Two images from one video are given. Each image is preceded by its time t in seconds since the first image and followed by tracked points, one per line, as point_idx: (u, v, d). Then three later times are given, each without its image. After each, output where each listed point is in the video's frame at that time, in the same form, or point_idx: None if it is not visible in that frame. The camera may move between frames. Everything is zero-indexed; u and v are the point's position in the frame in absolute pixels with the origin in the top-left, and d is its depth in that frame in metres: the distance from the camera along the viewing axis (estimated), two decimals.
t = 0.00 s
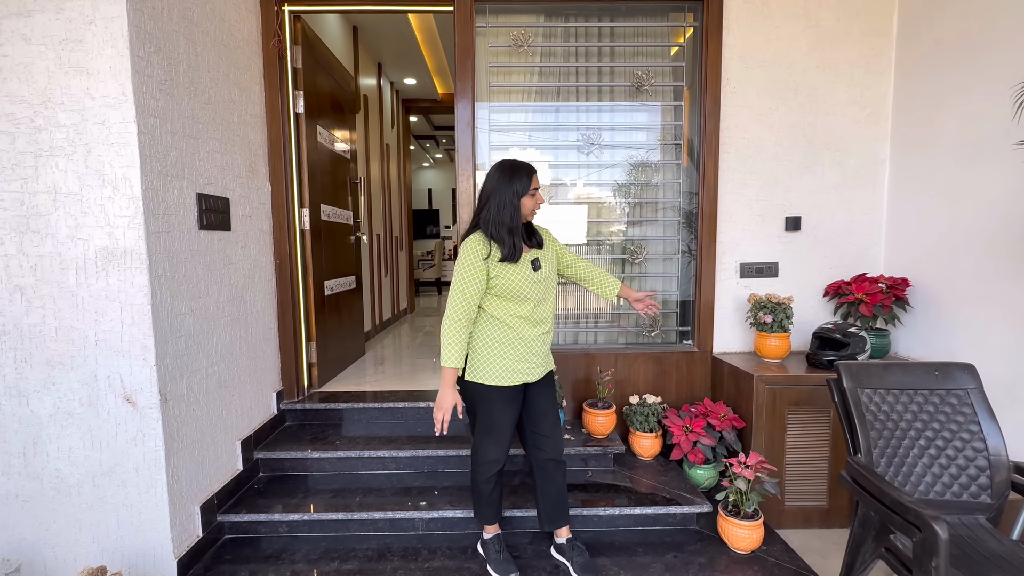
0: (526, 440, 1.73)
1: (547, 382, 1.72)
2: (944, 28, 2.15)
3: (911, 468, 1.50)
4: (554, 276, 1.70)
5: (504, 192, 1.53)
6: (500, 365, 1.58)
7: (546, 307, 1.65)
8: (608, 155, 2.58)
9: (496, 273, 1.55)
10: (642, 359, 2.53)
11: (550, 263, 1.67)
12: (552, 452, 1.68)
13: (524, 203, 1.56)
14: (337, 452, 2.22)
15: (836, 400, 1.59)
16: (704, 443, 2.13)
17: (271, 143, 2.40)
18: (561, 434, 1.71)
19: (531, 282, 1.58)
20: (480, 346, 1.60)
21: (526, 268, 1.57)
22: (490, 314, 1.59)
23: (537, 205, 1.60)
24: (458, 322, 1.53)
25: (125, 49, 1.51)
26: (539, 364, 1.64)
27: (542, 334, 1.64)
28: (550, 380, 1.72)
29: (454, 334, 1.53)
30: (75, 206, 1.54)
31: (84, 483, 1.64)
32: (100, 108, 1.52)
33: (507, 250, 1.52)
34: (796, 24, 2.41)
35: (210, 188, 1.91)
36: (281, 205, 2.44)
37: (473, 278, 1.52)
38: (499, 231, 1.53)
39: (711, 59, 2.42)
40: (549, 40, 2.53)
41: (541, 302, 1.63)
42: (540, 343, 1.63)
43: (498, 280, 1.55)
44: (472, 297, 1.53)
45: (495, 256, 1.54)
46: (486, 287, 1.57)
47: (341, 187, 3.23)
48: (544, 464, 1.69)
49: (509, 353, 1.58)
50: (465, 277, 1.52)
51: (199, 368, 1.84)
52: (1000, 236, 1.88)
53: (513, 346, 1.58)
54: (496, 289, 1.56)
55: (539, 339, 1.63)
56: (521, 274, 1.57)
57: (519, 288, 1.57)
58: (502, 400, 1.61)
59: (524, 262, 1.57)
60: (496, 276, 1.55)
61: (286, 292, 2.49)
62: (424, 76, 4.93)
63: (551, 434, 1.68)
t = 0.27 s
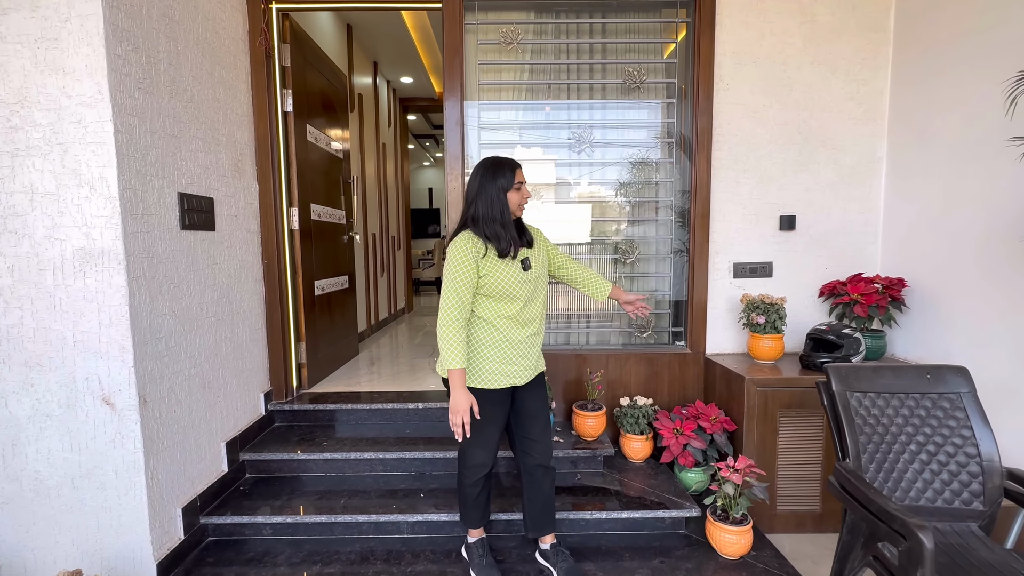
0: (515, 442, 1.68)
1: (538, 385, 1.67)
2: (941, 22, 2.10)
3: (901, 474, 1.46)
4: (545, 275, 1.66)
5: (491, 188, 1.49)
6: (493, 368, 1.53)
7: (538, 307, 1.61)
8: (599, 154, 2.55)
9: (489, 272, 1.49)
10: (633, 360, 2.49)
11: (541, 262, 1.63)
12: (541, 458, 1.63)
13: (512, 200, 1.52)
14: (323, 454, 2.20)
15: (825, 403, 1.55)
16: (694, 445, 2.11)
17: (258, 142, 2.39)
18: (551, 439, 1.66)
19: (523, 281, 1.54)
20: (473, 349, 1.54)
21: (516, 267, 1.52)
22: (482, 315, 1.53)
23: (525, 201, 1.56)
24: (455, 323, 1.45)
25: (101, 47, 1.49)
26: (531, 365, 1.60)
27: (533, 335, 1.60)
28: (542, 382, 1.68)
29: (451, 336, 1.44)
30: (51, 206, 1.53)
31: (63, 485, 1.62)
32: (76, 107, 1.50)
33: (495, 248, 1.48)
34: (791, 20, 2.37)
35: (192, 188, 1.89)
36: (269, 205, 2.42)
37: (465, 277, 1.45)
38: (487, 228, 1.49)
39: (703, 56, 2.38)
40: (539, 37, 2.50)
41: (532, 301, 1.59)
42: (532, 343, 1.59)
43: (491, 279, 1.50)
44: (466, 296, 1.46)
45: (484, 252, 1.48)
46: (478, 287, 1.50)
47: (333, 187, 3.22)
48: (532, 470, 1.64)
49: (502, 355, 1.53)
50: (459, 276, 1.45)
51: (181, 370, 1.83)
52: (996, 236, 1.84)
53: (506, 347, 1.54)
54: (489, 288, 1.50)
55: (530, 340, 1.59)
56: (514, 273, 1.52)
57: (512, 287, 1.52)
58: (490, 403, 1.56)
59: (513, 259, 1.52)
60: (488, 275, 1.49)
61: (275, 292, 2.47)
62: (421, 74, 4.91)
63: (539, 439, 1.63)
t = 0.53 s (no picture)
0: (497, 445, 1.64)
1: (520, 386, 1.63)
2: (923, 20, 2.09)
3: (877, 474, 1.46)
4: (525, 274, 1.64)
5: (461, 185, 1.47)
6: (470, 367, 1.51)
7: (517, 305, 1.59)
8: (583, 151, 2.53)
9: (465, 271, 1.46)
10: (618, 359, 2.48)
11: (521, 260, 1.61)
12: (524, 461, 1.59)
13: (484, 196, 1.49)
14: (303, 454, 2.18)
15: (803, 403, 1.53)
16: (676, 445, 2.09)
17: (237, 139, 2.35)
18: (534, 442, 1.61)
19: (502, 279, 1.51)
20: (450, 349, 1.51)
21: (493, 266, 1.49)
22: (460, 314, 1.51)
23: (499, 197, 1.52)
24: (431, 324, 1.42)
25: (65, 41, 1.46)
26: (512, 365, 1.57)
27: (512, 333, 1.58)
28: (524, 384, 1.64)
29: (428, 336, 1.42)
30: (15, 203, 1.49)
31: (30, 488, 1.59)
32: (40, 102, 1.47)
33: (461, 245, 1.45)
34: (775, 17, 2.35)
35: (165, 185, 1.86)
36: (248, 202, 2.39)
37: (442, 276, 1.43)
38: (455, 225, 1.48)
39: (687, 53, 2.36)
40: (523, 33, 2.47)
41: (511, 299, 1.56)
42: (511, 343, 1.56)
43: (469, 278, 1.47)
44: (443, 295, 1.43)
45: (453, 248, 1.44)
46: (455, 286, 1.48)
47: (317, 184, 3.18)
48: (515, 474, 1.60)
49: (480, 355, 1.51)
50: (435, 275, 1.43)
51: (154, 370, 1.80)
52: (975, 235, 1.83)
53: (484, 346, 1.52)
54: (466, 287, 1.48)
55: (509, 339, 1.57)
56: (491, 271, 1.49)
57: (490, 285, 1.49)
58: (463, 404, 1.54)
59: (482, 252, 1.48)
60: (466, 273, 1.46)
61: (255, 291, 2.44)
62: (410, 71, 4.87)
63: (521, 441, 1.59)
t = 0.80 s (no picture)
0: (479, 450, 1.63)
1: (503, 389, 1.61)
2: (899, 21, 2.11)
3: (852, 472, 1.46)
4: (500, 272, 1.63)
5: (426, 186, 1.52)
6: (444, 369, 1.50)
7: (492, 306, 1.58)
8: (566, 150, 2.52)
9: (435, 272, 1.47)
10: (601, 358, 2.47)
11: (494, 258, 1.60)
12: (506, 463, 1.56)
13: (447, 196, 1.50)
14: (282, 456, 2.15)
15: (779, 402, 1.53)
16: (658, 444, 2.10)
17: (214, 137, 2.32)
18: (517, 445, 1.59)
19: (472, 277, 1.51)
20: (422, 348, 1.52)
21: (464, 265, 1.50)
22: (431, 313, 1.51)
23: (462, 196, 1.51)
24: (399, 323, 1.44)
25: (28, 35, 1.42)
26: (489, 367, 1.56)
27: (488, 333, 1.56)
28: (505, 386, 1.62)
29: (393, 334, 1.44)
30: None
31: None
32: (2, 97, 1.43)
33: (421, 243, 1.48)
34: (756, 16, 2.36)
35: (137, 183, 1.83)
36: (226, 201, 2.35)
37: (409, 275, 1.44)
38: (419, 225, 1.52)
39: (668, 52, 2.36)
40: (505, 31, 2.46)
41: (483, 298, 1.56)
42: (486, 342, 1.55)
43: (438, 277, 1.48)
44: (410, 294, 1.45)
45: (417, 247, 1.47)
46: (424, 285, 1.49)
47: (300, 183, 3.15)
48: (497, 477, 1.57)
49: (454, 355, 1.50)
50: (402, 274, 1.44)
51: (125, 372, 1.76)
52: (949, 234, 1.85)
53: (457, 346, 1.51)
54: (436, 286, 1.49)
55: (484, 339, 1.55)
56: (460, 269, 1.49)
57: (459, 284, 1.49)
58: (440, 406, 1.53)
59: (442, 250, 1.48)
60: (433, 272, 1.47)
61: (233, 291, 2.40)
62: (397, 70, 4.83)
63: (504, 444, 1.56)
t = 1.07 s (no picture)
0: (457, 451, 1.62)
1: (482, 390, 1.60)
2: (876, 22, 2.13)
3: (828, 469, 1.48)
4: (476, 270, 1.62)
5: (394, 187, 1.52)
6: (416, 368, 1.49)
7: (467, 304, 1.56)
8: (550, 149, 2.51)
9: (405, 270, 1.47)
10: (584, 357, 2.47)
11: (469, 256, 1.59)
12: (484, 465, 1.55)
13: (412, 194, 1.49)
14: (261, 459, 2.12)
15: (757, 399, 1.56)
16: (640, 443, 2.09)
17: (190, 135, 2.27)
18: (495, 447, 1.58)
19: (444, 275, 1.50)
20: (395, 348, 1.51)
21: (435, 263, 1.49)
22: (404, 313, 1.51)
23: (429, 194, 1.49)
24: (368, 323, 1.44)
25: None
26: (465, 365, 1.53)
27: (463, 331, 1.55)
28: (484, 387, 1.61)
29: (363, 334, 1.45)
30: None
31: None
32: None
33: (388, 244, 1.48)
34: (737, 16, 2.37)
35: (108, 182, 1.78)
36: (204, 199, 2.31)
37: (379, 274, 1.44)
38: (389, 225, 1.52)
39: (650, 51, 2.36)
40: (487, 29, 2.44)
41: (458, 296, 1.55)
42: (461, 341, 1.53)
43: (409, 276, 1.47)
44: (380, 294, 1.45)
45: (385, 248, 1.47)
46: (396, 284, 1.49)
47: (282, 182, 3.11)
48: (475, 478, 1.56)
49: (426, 353, 1.49)
50: (372, 273, 1.44)
51: (96, 375, 1.72)
52: (923, 233, 1.87)
53: (431, 345, 1.50)
54: (407, 285, 1.48)
55: (459, 338, 1.54)
56: (431, 268, 1.48)
57: (431, 282, 1.49)
58: (416, 407, 1.51)
59: (410, 250, 1.47)
60: (404, 271, 1.47)
61: (211, 291, 2.36)
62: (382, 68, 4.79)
63: (483, 445, 1.56)
